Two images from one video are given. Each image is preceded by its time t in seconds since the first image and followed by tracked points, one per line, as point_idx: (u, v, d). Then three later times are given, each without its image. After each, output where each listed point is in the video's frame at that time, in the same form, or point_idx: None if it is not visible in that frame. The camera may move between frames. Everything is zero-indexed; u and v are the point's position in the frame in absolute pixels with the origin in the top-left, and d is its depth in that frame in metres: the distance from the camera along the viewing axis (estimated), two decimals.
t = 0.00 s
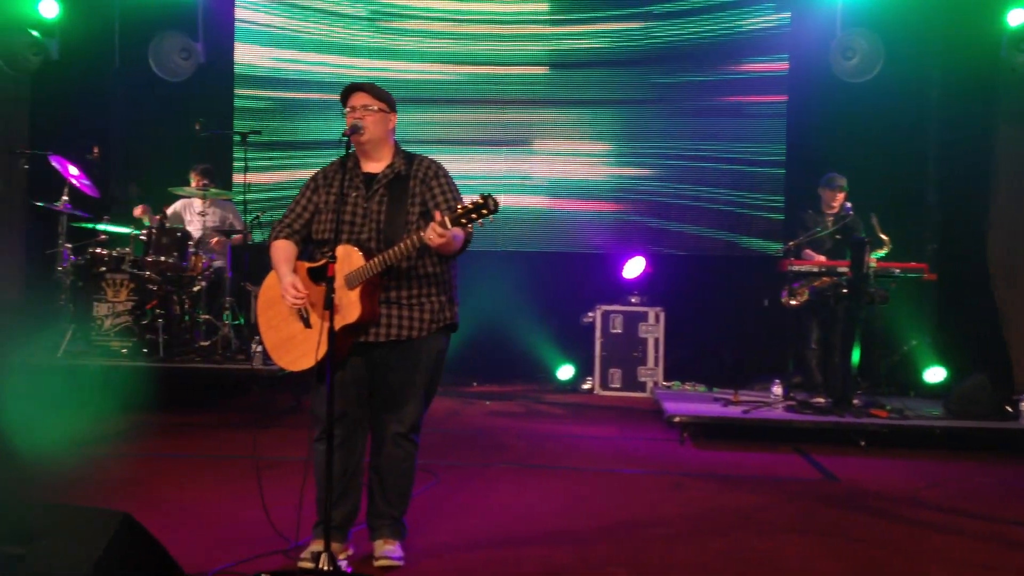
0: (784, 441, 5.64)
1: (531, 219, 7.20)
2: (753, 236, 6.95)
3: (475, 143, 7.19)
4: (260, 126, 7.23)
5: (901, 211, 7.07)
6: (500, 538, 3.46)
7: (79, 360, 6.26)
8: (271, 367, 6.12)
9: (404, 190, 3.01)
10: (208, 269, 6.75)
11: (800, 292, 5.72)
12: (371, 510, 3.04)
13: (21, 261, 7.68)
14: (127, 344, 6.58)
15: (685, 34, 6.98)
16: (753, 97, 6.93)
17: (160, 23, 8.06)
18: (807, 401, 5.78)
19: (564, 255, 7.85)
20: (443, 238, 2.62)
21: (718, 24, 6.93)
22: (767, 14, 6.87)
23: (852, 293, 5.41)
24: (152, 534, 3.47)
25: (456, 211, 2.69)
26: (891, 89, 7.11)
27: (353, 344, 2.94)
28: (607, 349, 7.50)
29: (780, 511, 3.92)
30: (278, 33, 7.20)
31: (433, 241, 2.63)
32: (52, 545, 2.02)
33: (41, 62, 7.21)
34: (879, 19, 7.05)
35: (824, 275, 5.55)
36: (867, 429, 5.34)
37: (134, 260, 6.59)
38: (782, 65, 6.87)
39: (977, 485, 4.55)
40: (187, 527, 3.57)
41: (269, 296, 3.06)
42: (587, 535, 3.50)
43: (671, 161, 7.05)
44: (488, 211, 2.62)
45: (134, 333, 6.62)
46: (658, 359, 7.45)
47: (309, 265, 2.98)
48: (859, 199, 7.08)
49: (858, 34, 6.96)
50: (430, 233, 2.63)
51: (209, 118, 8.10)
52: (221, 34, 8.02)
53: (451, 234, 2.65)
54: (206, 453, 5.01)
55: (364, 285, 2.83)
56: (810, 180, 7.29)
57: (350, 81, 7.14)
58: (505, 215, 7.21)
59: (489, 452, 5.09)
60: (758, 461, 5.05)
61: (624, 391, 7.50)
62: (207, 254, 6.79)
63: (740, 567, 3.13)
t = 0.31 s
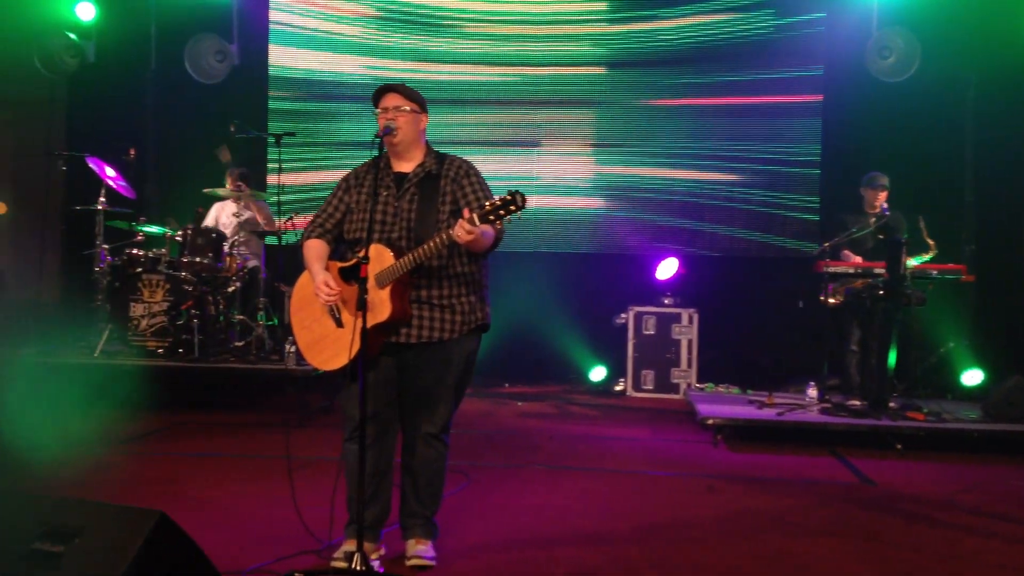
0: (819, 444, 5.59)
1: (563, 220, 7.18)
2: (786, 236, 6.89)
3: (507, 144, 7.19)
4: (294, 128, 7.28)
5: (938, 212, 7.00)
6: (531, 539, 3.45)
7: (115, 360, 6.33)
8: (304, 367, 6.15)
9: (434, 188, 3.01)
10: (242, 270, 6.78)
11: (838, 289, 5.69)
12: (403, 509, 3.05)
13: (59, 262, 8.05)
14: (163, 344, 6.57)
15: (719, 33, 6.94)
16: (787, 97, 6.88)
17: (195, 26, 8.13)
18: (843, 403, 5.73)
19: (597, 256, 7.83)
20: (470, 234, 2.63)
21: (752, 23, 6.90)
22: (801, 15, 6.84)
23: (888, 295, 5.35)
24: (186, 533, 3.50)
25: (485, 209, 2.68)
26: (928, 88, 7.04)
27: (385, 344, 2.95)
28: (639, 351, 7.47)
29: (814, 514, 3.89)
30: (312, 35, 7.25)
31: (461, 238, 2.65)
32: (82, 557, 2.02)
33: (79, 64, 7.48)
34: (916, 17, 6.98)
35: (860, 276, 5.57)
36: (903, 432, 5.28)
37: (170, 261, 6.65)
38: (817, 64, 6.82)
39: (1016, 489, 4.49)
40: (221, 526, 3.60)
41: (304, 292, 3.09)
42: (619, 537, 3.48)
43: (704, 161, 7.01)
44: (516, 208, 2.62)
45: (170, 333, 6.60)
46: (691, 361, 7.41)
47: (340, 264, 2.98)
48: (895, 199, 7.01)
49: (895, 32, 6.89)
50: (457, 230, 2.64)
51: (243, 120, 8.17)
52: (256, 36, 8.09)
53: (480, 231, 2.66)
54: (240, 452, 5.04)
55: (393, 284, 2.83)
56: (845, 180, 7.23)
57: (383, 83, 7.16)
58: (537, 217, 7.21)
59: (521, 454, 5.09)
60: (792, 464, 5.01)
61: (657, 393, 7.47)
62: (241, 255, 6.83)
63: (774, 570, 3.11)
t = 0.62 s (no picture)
0: (855, 446, 5.54)
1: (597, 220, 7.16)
2: (822, 236, 6.85)
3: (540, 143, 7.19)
4: (327, 127, 7.31)
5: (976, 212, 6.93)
6: (565, 539, 3.45)
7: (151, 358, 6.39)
8: (337, 365, 6.17)
9: (467, 188, 3.01)
10: (277, 269, 6.76)
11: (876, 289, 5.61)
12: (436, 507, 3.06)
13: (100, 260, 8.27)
14: (199, 342, 6.67)
15: (754, 32, 6.90)
16: (823, 96, 6.83)
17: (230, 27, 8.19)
18: (880, 405, 5.67)
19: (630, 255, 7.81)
20: (504, 233, 2.62)
21: (786, 22, 6.86)
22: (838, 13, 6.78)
23: (926, 295, 5.31)
24: (222, 530, 3.52)
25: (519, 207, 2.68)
26: (967, 86, 6.95)
27: (417, 342, 2.96)
28: (673, 351, 7.44)
29: (851, 516, 3.86)
30: (346, 36, 7.29)
31: (496, 237, 2.63)
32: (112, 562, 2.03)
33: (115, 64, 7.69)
34: (954, 14, 6.90)
35: (898, 276, 5.48)
36: (941, 434, 5.22)
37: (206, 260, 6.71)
38: (854, 62, 6.76)
39: None
40: (256, 523, 3.62)
41: (339, 290, 3.11)
42: (654, 537, 3.48)
43: (739, 160, 6.98)
44: (551, 206, 2.63)
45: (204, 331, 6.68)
46: (726, 361, 7.38)
47: (374, 263, 2.99)
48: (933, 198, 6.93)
49: (933, 30, 6.77)
50: (492, 228, 2.63)
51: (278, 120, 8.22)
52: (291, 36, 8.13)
53: (514, 229, 2.65)
54: (274, 450, 5.07)
55: (426, 282, 2.84)
56: (881, 179, 7.17)
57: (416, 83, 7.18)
58: (570, 216, 7.20)
59: (554, 453, 5.08)
60: (828, 465, 4.97)
61: (690, 393, 7.45)
62: (275, 254, 6.85)
63: (810, 571, 3.09)
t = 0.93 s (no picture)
0: (888, 447, 5.49)
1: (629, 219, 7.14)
2: (856, 235, 6.79)
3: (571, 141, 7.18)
4: (359, 126, 7.34)
5: (1013, 211, 6.84)
6: (595, 538, 3.44)
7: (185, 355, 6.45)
8: (368, 363, 6.20)
9: (498, 185, 3.01)
10: (308, 267, 6.77)
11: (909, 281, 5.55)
12: (465, 505, 3.06)
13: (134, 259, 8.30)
14: (232, 340, 6.77)
15: (786, 30, 6.86)
16: (857, 93, 6.77)
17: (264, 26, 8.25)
18: (914, 405, 5.62)
19: (662, 254, 7.78)
20: (533, 229, 2.61)
21: (821, 19, 6.81)
22: (873, 10, 6.72)
23: (961, 295, 5.23)
24: (254, 526, 3.55)
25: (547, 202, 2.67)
26: (1004, 84, 6.86)
27: (448, 340, 2.96)
28: (705, 350, 7.41)
29: (884, 517, 3.82)
30: (378, 35, 7.32)
31: (524, 233, 2.63)
32: (141, 564, 2.06)
33: (150, 63, 7.82)
34: (991, 11, 6.82)
35: (933, 276, 5.44)
36: (976, 435, 5.16)
37: (239, 257, 6.77)
38: (889, 59, 6.70)
39: None
40: (288, 519, 3.65)
41: (371, 288, 3.12)
42: (685, 537, 3.46)
43: (772, 159, 6.93)
44: (580, 201, 2.61)
45: (238, 329, 6.78)
46: (758, 360, 7.35)
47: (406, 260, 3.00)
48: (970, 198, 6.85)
49: (968, 28, 6.74)
50: (521, 225, 2.62)
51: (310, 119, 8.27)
52: (324, 36, 8.18)
53: (543, 225, 2.64)
54: (306, 448, 5.10)
55: (457, 279, 2.84)
56: (916, 179, 7.09)
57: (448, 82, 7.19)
58: (600, 215, 7.18)
59: (585, 452, 5.08)
60: (861, 466, 4.92)
61: (722, 393, 7.41)
62: (307, 252, 6.86)
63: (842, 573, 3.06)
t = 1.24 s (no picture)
0: (921, 451, 5.43)
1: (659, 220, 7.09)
2: (888, 237, 6.73)
3: (600, 142, 7.17)
4: (390, 128, 7.37)
5: None
6: (625, 541, 3.43)
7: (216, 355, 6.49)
8: (398, 365, 6.21)
9: (529, 187, 3.01)
10: (339, 268, 6.79)
11: (946, 284, 5.34)
12: (493, 506, 3.06)
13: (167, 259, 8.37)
14: (263, 340, 6.80)
15: (819, 30, 6.81)
16: (891, 93, 6.71)
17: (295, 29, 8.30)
18: (947, 409, 5.56)
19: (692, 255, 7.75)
20: (566, 232, 2.60)
21: (854, 19, 6.77)
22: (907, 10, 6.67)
23: (996, 297, 5.19)
24: (285, 526, 3.56)
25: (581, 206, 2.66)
26: None
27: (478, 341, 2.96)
28: (735, 353, 7.37)
29: (918, 522, 3.79)
30: (409, 37, 7.34)
31: (557, 236, 2.62)
32: (173, 563, 2.08)
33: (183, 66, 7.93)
34: None
35: (970, 279, 5.28)
36: (1011, 440, 5.10)
37: (269, 259, 6.78)
38: (923, 60, 6.63)
39: None
40: (318, 519, 3.66)
41: (402, 290, 3.13)
42: (716, 541, 3.45)
43: (805, 161, 6.88)
44: (613, 206, 2.59)
45: (269, 329, 6.80)
46: (790, 363, 7.29)
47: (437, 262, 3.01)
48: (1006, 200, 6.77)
49: (1004, 28, 6.67)
50: (553, 228, 2.61)
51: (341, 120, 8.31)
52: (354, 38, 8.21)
53: (575, 229, 2.63)
54: (336, 448, 5.12)
55: (487, 284, 2.85)
56: (951, 181, 7.02)
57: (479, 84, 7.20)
58: (630, 217, 7.14)
59: (615, 454, 5.06)
60: (894, 470, 4.88)
61: (755, 396, 7.35)
62: (337, 254, 6.80)
63: None
